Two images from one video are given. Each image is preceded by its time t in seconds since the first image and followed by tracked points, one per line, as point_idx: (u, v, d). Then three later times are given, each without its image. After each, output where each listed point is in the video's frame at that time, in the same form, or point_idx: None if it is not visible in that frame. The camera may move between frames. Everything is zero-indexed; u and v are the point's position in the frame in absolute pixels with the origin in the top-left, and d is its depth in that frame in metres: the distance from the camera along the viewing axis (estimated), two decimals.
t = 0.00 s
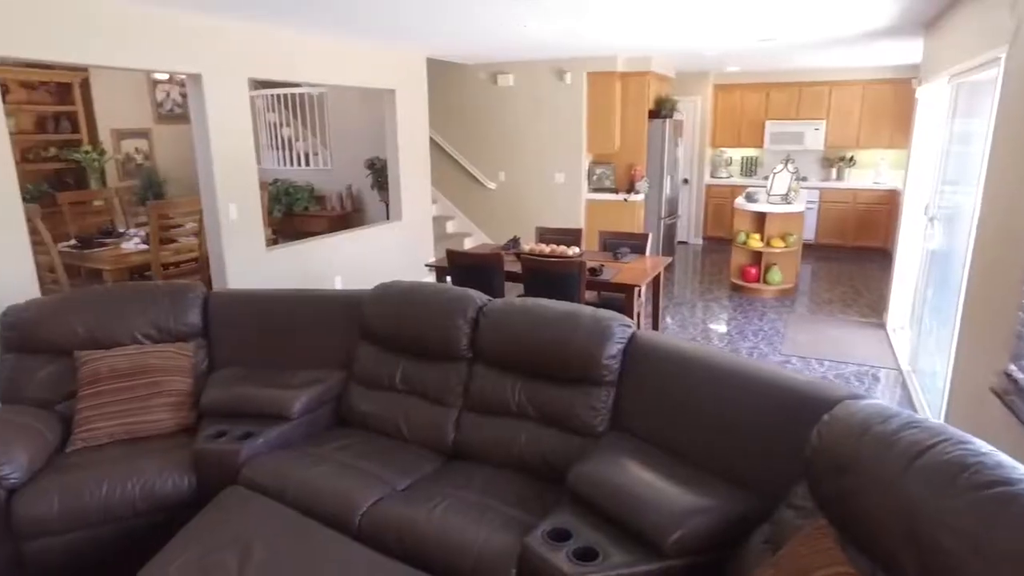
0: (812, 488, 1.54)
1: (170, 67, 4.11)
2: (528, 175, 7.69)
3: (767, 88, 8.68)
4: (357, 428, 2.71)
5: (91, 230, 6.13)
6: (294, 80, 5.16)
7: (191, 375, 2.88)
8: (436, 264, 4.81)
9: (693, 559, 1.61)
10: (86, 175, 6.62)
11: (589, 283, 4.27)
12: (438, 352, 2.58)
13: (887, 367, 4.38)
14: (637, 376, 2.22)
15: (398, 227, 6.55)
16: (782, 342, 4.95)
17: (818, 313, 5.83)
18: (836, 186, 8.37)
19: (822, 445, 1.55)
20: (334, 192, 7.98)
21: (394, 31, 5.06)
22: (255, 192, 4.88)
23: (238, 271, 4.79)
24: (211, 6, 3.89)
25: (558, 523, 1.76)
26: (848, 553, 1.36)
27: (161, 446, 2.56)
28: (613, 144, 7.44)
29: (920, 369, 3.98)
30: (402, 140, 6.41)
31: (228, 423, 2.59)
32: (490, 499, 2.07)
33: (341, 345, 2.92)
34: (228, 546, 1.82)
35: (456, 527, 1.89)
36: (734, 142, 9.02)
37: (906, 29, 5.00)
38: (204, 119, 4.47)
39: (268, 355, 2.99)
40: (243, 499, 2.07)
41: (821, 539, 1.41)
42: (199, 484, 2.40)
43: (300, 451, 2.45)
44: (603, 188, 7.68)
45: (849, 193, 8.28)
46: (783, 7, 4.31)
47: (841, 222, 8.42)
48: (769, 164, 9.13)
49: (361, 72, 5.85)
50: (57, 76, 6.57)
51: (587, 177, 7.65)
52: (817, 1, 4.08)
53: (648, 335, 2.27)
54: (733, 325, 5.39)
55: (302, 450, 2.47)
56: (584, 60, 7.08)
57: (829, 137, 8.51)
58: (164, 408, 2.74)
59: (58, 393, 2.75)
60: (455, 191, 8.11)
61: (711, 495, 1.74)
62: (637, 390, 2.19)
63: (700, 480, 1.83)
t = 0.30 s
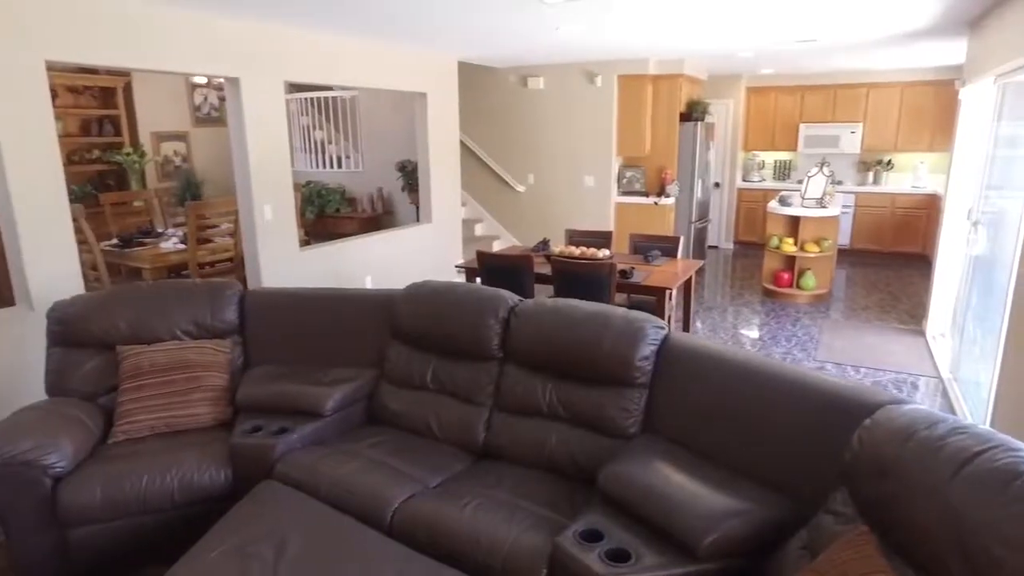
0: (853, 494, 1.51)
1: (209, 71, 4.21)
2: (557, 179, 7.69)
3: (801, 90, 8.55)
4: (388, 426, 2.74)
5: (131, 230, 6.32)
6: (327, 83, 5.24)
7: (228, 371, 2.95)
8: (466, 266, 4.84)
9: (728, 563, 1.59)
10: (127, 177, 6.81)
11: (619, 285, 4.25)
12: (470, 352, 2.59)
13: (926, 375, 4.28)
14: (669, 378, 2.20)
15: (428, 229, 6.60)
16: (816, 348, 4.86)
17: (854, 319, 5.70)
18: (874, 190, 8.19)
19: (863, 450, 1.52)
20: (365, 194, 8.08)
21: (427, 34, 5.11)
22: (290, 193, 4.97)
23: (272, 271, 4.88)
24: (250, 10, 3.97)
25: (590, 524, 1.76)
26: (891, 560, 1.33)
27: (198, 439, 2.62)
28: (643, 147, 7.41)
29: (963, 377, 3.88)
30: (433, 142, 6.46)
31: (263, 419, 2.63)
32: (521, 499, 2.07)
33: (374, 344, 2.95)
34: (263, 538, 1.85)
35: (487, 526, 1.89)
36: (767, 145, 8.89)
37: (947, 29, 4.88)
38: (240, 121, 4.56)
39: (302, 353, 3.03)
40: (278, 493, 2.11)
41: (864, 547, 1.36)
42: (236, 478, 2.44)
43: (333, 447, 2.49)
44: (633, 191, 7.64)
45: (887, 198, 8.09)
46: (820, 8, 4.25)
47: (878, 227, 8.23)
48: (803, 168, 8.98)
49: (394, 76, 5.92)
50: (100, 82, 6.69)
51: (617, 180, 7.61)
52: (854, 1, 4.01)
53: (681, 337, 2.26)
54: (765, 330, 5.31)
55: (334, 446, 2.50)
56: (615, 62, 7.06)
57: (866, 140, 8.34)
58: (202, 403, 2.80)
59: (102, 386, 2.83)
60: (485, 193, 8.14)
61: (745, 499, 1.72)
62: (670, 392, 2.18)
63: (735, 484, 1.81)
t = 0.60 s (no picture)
0: (894, 500, 1.47)
1: (247, 74, 4.30)
2: (587, 182, 7.67)
3: (837, 92, 8.39)
4: (418, 424, 2.75)
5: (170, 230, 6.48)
6: (361, 87, 5.30)
7: (262, 368, 3.00)
8: (495, 267, 4.85)
9: (763, 568, 1.56)
10: (166, 178, 6.97)
11: (649, 288, 4.21)
12: (500, 352, 2.59)
13: (969, 384, 4.15)
14: (702, 380, 2.18)
15: (458, 231, 6.63)
16: (852, 355, 4.76)
17: (891, 326, 5.57)
18: (913, 194, 7.99)
19: (906, 456, 1.48)
20: (395, 196, 8.16)
21: (458, 38, 5.14)
22: (323, 194, 5.04)
23: (304, 271, 4.95)
24: (287, 13, 4.04)
25: (621, 525, 1.75)
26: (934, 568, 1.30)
27: (234, 434, 2.67)
28: (674, 150, 7.34)
29: (1007, 387, 3.76)
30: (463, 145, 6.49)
31: (296, 415, 2.67)
32: (551, 499, 2.06)
33: (405, 343, 2.98)
34: (296, 532, 1.88)
35: (517, 524, 1.89)
36: (801, 149, 8.74)
37: (993, 28, 4.74)
38: (277, 123, 4.64)
39: (335, 351, 3.07)
40: (311, 487, 2.13)
41: (907, 554, 1.33)
42: (269, 473, 2.48)
43: (365, 444, 2.51)
44: (663, 195, 7.58)
45: (926, 202, 7.89)
46: (860, 7, 4.16)
47: (917, 232, 8.03)
48: (839, 171, 8.80)
49: (426, 79, 5.96)
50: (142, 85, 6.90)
51: (647, 183, 7.55)
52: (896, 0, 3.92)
53: (715, 338, 2.23)
54: (799, 336, 5.22)
55: (366, 443, 2.53)
56: (647, 64, 7.01)
57: (904, 143, 8.14)
58: (238, 398, 2.86)
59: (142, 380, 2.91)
60: (514, 196, 8.15)
61: (781, 503, 1.69)
62: (704, 395, 2.16)
63: (771, 487, 1.78)
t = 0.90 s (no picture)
0: (935, 508, 1.44)
1: (280, 78, 4.38)
2: (614, 185, 7.63)
3: (872, 94, 8.22)
4: (445, 424, 2.76)
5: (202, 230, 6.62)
6: (390, 90, 5.34)
7: (293, 366, 3.04)
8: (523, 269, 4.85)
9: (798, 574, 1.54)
10: (200, 180, 7.11)
11: (678, 291, 4.17)
12: (528, 352, 2.59)
13: (1009, 393, 4.03)
14: (733, 384, 2.15)
15: (484, 233, 6.65)
16: (887, 361, 4.66)
17: (928, 333, 5.43)
18: (950, 198, 7.79)
19: (948, 462, 1.45)
20: (423, 198, 8.22)
21: (487, 40, 5.15)
22: (353, 196, 5.09)
23: (333, 272, 5.01)
24: (320, 17, 4.10)
25: (650, 527, 1.73)
26: None
27: (264, 430, 2.70)
28: (703, 152, 7.26)
29: None
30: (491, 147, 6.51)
31: (326, 413, 2.70)
32: (578, 500, 2.05)
33: (433, 343, 2.99)
34: (326, 528, 1.90)
35: (545, 525, 1.89)
36: (833, 152, 8.57)
37: None
38: (308, 126, 4.71)
39: (364, 350, 3.10)
40: (340, 484, 2.16)
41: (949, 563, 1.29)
42: (299, 469, 2.51)
43: (393, 443, 2.53)
44: (691, 198, 7.49)
45: (964, 207, 7.69)
46: (897, 7, 4.08)
47: (954, 238, 7.83)
48: (873, 175, 8.63)
49: (455, 82, 5.99)
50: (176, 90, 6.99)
51: (675, 186, 7.48)
52: None
53: (747, 342, 2.20)
54: (831, 342, 5.12)
55: (394, 442, 2.55)
56: (676, 67, 6.96)
57: (942, 146, 7.95)
58: (268, 395, 2.90)
59: (177, 375, 2.97)
60: (541, 199, 8.15)
61: (815, 509, 1.66)
62: (736, 399, 2.13)
63: (805, 493, 1.75)
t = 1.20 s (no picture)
0: (972, 514, 1.40)
1: (308, 81, 4.43)
2: (637, 188, 7.59)
3: (902, 97, 8.08)
4: (469, 424, 2.77)
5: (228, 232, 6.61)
6: (415, 93, 5.37)
7: (318, 365, 3.07)
8: (546, 272, 4.84)
9: None
10: (227, 182, 7.22)
11: (703, 294, 4.13)
12: (552, 353, 2.59)
13: None
14: (761, 387, 2.13)
15: (507, 236, 6.65)
16: (917, 368, 4.56)
17: (960, 339, 5.31)
18: (984, 202, 7.61)
19: (985, 468, 1.41)
20: (445, 201, 8.25)
21: (512, 43, 5.17)
22: (377, 199, 5.13)
23: (357, 273, 5.05)
24: (347, 20, 4.14)
25: (676, 530, 1.71)
26: None
27: (290, 428, 2.73)
28: (727, 155, 7.19)
29: None
30: (514, 150, 6.52)
31: (351, 411, 2.72)
32: (603, 502, 2.04)
33: (457, 343, 3.00)
34: (350, 525, 1.91)
35: (569, 526, 1.88)
36: (862, 155, 8.43)
37: None
38: (334, 128, 4.75)
39: (388, 350, 3.12)
40: (364, 482, 2.17)
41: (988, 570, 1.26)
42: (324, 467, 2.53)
43: (416, 442, 2.54)
44: (716, 202, 7.36)
45: (999, 211, 7.51)
46: (930, 7, 4.01)
47: (988, 243, 7.66)
48: (903, 178, 8.46)
49: (479, 86, 6.01)
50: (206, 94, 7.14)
51: (699, 190, 7.40)
52: None
53: (775, 345, 2.18)
54: (859, 348, 5.03)
55: (417, 441, 2.56)
56: (701, 69, 6.91)
57: (975, 149, 7.77)
58: (294, 394, 2.93)
59: (206, 373, 3.02)
60: (564, 202, 8.14)
61: (846, 515, 1.63)
62: (763, 402, 2.10)
63: (836, 498, 1.72)
